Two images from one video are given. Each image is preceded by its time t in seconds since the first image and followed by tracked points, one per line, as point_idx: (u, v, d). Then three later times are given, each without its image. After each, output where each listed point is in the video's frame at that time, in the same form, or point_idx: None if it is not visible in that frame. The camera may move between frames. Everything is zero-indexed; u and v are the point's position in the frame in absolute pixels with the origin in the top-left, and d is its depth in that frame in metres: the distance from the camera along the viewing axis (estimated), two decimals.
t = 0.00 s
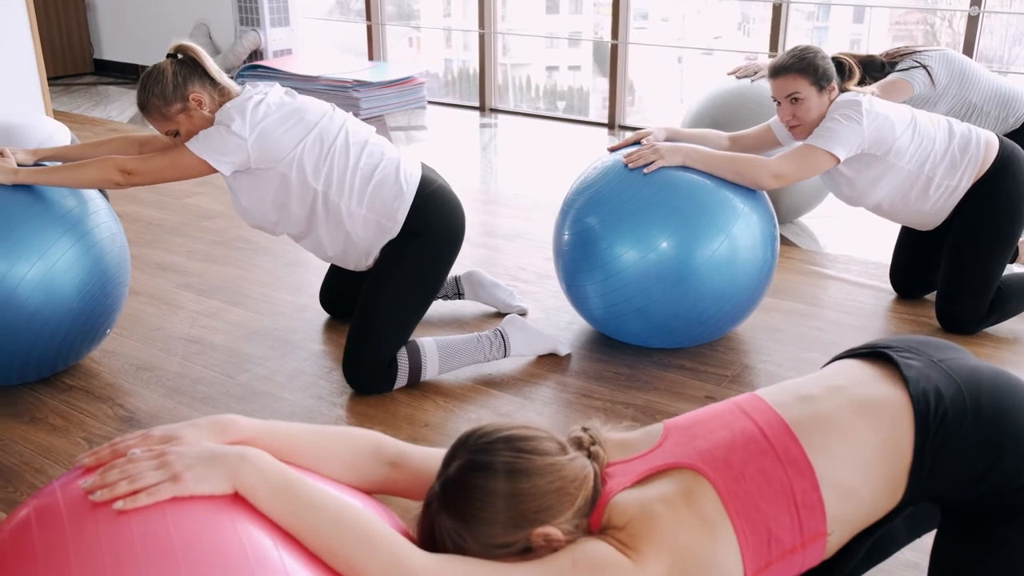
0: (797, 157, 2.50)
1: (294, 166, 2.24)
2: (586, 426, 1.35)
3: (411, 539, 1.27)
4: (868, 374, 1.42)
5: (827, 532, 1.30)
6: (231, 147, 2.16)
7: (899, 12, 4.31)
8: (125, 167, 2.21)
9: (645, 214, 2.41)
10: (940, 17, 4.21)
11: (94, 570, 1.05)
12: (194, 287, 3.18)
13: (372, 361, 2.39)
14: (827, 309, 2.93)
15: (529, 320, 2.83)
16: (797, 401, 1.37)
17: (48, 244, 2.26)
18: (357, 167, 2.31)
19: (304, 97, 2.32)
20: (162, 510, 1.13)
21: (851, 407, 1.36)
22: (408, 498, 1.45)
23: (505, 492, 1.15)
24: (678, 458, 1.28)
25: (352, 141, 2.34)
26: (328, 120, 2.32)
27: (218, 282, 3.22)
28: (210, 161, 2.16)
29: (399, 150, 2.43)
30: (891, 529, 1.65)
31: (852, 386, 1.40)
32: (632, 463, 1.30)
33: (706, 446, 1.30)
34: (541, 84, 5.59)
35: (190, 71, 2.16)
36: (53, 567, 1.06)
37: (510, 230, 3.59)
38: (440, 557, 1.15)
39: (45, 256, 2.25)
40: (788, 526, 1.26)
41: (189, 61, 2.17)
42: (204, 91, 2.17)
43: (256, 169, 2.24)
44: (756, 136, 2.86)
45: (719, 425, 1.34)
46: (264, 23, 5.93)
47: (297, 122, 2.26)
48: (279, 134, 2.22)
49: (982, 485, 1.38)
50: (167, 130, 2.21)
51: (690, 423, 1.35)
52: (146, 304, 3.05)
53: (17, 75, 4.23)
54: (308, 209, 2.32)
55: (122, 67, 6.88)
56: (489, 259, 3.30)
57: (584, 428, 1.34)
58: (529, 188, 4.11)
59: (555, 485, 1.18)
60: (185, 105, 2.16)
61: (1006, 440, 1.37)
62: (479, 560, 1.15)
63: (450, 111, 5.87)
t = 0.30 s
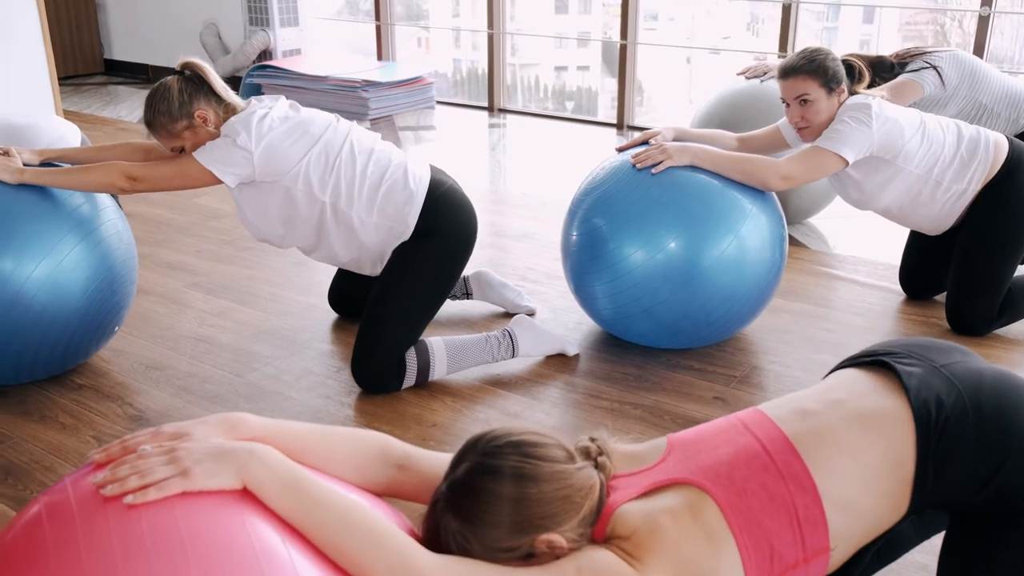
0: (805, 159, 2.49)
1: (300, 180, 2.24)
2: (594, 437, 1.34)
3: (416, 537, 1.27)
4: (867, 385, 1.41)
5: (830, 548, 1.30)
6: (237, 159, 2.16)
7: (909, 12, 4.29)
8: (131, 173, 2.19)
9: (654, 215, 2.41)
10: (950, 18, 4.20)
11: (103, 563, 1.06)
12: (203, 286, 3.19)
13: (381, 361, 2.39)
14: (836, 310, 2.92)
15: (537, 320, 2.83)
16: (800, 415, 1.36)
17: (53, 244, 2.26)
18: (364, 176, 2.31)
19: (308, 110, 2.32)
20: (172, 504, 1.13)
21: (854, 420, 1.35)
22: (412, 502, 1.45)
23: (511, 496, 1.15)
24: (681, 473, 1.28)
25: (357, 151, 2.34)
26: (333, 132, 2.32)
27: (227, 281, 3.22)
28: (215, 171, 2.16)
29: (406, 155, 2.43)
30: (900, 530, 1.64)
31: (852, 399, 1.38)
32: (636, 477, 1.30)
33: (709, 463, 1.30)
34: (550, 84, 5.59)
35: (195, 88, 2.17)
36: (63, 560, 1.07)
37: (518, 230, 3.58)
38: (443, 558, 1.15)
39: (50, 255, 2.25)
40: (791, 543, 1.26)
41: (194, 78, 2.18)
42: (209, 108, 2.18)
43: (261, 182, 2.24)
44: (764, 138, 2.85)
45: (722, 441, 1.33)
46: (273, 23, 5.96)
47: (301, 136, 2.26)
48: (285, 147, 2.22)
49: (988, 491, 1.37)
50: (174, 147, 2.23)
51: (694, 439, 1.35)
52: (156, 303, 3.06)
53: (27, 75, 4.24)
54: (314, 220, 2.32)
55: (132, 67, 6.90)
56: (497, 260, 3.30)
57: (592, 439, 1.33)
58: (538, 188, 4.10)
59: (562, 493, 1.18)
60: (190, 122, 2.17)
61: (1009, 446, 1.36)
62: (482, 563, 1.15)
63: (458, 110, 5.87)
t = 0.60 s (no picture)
0: (814, 160, 2.49)
1: (304, 195, 2.25)
2: (602, 444, 1.34)
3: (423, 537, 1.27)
4: (872, 395, 1.40)
5: (834, 561, 1.29)
6: (241, 174, 2.18)
7: (919, 13, 4.28)
8: (135, 182, 2.20)
9: (663, 215, 2.40)
10: (960, 18, 4.18)
11: (114, 558, 1.06)
12: (212, 286, 3.19)
13: (388, 360, 2.39)
14: (845, 311, 2.91)
15: (545, 320, 2.83)
16: (807, 427, 1.36)
17: (59, 244, 2.27)
18: (369, 185, 2.32)
19: (311, 124, 2.32)
20: (183, 500, 1.14)
21: (859, 432, 1.34)
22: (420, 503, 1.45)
23: (517, 499, 1.15)
24: (687, 485, 1.28)
25: (363, 161, 2.34)
26: (335, 145, 2.32)
27: (235, 281, 3.23)
28: (219, 184, 2.17)
29: (410, 159, 2.44)
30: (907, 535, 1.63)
31: (857, 410, 1.38)
32: (642, 487, 1.30)
33: (715, 476, 1.29)
34: (558, 85, 5.59)
35: (198, 109, 2.21)
36: (75, 555, 1.07)
37: (527, 230, 3.58)
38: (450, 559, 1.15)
39: (56, 256, 2.26)
40: (795, 555, 1.25)
41: (198, 98, 2.22)
42: (213, 128, 2.21)
43: (266, 197, 2.26)
44: (772, 140, 2.85)
45: (728, 453, 1.33)
46: (282, 23, 5.99)
47: (304, 151, 2.26)
48: (289, 162, 2.22)
49: (998, 498, 1.37)
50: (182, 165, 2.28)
51: (701, 450, 1.34)
52: (165, 302, 3.07)
53: (38, 75, 4.26)
54: (319, 232, 2.33)
55: (142, 67, 6.92)
56: (506, 260, 3.30)
57: (600, 446, 1.33)
58: (546, 188, 4.10)
59: (569, 498, 1.18)
60: (194, 142, 2.22)
61: (1013, 456, 1.35)
62: (488, 565, 1.15)
63: (466, 110, 5.87)
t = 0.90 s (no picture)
0: (821, 164, 2.49)
1: (310, 209, 2.26)
2: (612, 449, 1.34)
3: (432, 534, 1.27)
4: (880, 402, 1.40)
5: (842, 571, 1.29)
6: (248, 187, 2.18)
7: (930, 13, 4.26)
8: (141, 191, 2.20)
9: (673, 215, 2.40)
10: (971, 19, 4.16)
11: (126, 553, 1.07)
12: (221, 285, 3.20)
13: (396, 360, 2.40)
14: (854, 312, 2.90)
15: (554, 321, 2.83)
16: (815, 438, 1.36)
17: (68, 243, 2.27)
18: (375, 194, 2.33)
19: (315, 141, 2.34)
20: (195, 496, 1.14)
21: (867, 442, 1.34)
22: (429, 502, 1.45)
23: (527, 500, 1.15)
24: (696, 494, 1.28)
25: (368, 170, 2.36)
26: (340, 158, 2.33)
27: (244, 280, 3.24)
28: (227, 196, 2.18)
29: (414, 165, 2.46)
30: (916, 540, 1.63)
31: (865, 419, 1.38)
32: (651, 494, 1.30)
33: (724, 486, 1.29)
34: (567, 85, 5.58)
35: (202, 127, 2.23)
36: (88, 549, 1.08)
37: (536, 230, 3.58)
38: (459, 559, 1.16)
39: (65, 255, 2.27)
40: (803, 565, 1.25)
41: (203, 116, 2.24)
42: (217, 145, 2.24)
43: (272, 211, 2.26)
44: (781, 145, 2.84)
45: (737, 463, 1.33)
46: (292, 23, 6.02)
47: (310, 166, 2.27)
48: (295, 177, 2.23)
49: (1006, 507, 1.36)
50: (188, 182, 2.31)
51: (710, 460, 1.35)
52: (174, 301, 3.08)
53: (49, 75, 4.28)
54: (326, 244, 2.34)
55: (152, 67, 6.94)
56: (514, 260, 3.30)
57: (610, 451, 1.32)
58: (555, 189, 4.10)
59: (579, 502, 1.18)
60: (199, 159, 2.24)
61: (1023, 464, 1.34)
62: (497, 566, 1.15)
63: (475, 110, 5.87)
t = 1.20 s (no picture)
0: (832, 167, 2.49)
1: (317, 222, 2.27)
2: (624, 455, 1.34)
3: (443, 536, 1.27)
4: (889, 409, 1.40)
5: None
6: (258, 199, 2.19)
7: (940, 14, 4.25)
8: (150, 198, 2.22)
9: (682, 216, 2.40)
10: (982, 19, 4.14)
11: (140, 553, 1.07)
12: (231, 284, 3.21)
13: (405, 361, 2.40)
14: (863, 314, 2.89)
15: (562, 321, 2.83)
16: (825, 446, 1.36)
17: (77, 243, 2.28)
18: (381, 204, 2.34)
19: (321, 154, 2.33)
20: (208, 497, 1.15)
21: (877, 451, 1.34)
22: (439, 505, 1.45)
23: (538, 504, 1.16)
24: (706, 502, 1.27)
25: (373, 179, 2.36)
26: (345, 172, 2.33)
27: (253, 279, 3.25)
28: (236, 208, 2.18)
29: (418, 169, 2.45)
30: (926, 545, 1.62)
31: (874, 427, 1.37)
32: (661, 502, 1.29)
33: (734, 494, 1.29)
34: (576, 85, 5.58)
35: (208, 143, 2.23)
36: (101, 548, 1.08)
37: (544, 231, 3.58)
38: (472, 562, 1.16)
39: (74, 254, 2.27)
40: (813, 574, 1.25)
41: (209, 132, 2.24)
42: (224, 161, 2.24)
43: (279, 224, 2.27)
44: (792, 146, 2.83)
45: (747, 471, 1.33)
46: (302, 23, 6.04)
47: (317, 180, 2.27)
48: (302, 191, 2.23)
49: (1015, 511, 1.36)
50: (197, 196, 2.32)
51: (720, 468, 1.34)
52: (184, 300, 3.09)
53: (60, 74, 4.30)
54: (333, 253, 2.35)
55: (162, 67, 6.96)
56: (523, 260, 3.31)
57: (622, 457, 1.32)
58: (563, 189, 4.10)
59: (590, 507, 1.18)
60: (206, 175, 2.24)
61: None
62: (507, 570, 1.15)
63: (484, 110, 5.87)
